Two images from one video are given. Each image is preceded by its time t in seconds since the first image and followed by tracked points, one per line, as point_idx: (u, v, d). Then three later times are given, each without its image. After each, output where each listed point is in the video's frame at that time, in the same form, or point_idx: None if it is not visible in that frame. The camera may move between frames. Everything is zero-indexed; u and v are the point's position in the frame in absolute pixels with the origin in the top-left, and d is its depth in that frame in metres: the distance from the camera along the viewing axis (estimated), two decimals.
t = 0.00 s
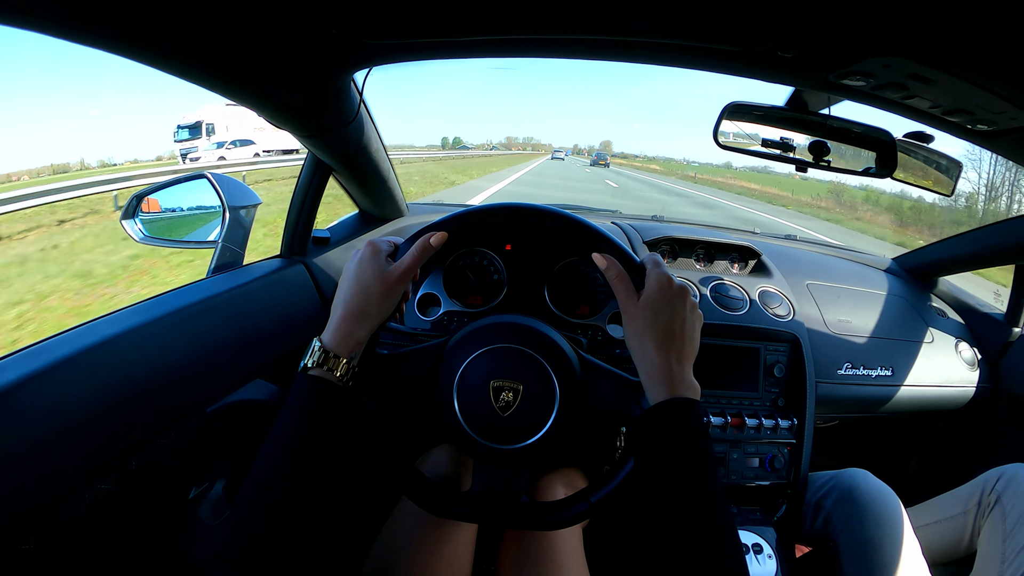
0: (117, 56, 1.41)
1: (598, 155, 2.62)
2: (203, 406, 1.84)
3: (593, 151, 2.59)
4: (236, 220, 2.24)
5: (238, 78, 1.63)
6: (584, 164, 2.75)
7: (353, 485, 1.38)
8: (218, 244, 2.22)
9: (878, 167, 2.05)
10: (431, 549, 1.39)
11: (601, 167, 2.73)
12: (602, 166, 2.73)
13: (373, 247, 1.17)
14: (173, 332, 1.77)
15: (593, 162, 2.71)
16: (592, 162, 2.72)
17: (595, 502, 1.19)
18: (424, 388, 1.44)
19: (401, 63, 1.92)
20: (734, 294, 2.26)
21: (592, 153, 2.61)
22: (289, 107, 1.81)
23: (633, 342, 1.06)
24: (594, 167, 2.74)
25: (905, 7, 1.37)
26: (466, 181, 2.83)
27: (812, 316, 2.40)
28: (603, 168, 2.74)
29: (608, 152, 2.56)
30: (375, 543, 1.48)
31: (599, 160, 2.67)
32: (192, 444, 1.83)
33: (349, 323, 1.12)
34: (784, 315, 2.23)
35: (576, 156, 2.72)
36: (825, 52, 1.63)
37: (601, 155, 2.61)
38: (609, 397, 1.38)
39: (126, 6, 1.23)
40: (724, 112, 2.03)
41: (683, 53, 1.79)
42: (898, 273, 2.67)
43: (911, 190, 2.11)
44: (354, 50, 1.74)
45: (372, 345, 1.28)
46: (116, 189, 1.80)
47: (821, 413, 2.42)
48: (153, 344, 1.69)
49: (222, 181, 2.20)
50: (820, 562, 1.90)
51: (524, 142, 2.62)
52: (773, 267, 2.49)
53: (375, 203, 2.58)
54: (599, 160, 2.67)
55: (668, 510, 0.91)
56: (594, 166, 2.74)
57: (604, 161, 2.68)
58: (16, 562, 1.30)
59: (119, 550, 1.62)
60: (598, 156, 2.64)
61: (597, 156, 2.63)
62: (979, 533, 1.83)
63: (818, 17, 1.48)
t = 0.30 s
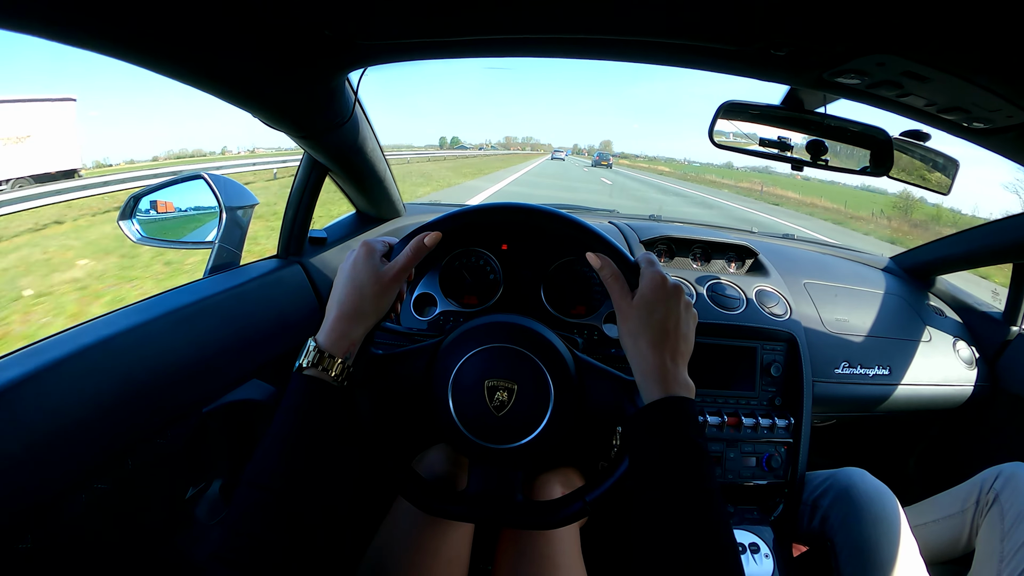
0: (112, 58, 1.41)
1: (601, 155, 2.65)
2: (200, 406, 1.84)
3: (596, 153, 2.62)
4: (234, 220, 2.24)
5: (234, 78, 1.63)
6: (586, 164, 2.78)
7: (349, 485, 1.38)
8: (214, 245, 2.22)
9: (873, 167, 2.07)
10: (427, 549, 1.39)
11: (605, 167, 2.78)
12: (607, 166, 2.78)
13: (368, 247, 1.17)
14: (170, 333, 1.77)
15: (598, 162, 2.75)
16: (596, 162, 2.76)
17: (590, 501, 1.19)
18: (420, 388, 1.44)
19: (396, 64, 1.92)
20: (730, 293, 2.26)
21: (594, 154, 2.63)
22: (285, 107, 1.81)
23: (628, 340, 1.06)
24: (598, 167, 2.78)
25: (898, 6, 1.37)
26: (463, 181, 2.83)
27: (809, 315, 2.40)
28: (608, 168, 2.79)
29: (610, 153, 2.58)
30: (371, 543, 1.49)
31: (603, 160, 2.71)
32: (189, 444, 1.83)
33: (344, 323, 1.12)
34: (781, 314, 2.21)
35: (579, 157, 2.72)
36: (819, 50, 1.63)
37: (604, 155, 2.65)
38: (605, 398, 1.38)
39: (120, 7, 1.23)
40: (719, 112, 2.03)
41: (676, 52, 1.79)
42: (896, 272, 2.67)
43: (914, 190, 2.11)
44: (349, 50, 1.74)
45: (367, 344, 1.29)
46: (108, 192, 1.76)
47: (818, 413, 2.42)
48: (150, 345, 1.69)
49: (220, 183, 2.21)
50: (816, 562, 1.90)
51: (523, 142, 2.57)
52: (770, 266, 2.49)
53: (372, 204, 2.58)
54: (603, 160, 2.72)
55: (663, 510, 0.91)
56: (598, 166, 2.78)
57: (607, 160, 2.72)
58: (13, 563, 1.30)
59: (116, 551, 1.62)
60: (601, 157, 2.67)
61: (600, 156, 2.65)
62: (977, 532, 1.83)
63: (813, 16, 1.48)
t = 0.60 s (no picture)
0: (112, 61, 1.41)
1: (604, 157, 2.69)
2: (200, 407, 1.85)
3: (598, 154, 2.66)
4: (233, 222, 2.25)
5: (233, 81, 1.64)
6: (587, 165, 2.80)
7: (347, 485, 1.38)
8: (213, 245, 2.22)
9: (870, 168, 2.06)
10: (425, 549, 1.39)
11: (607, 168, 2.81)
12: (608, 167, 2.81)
13: (367, 248, 1.17)
14: (170, 334, 1.77)
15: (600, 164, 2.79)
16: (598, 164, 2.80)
17: (587, 502, 1.19)
18: (417, 388, 1.44)
19: (394, 66, 1.93)
20: (729, 294, 2.27)
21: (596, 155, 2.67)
22: (284, 109, 1.82)
23: (625, 343, 1.07)
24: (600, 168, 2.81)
25: (893, 9, 1.38)
26: (461, 181, 2.84)
27: (806, 315, 2.40)
28: (609, 169, 2.83)
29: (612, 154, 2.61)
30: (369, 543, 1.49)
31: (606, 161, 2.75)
32: (189, 445, 1.84)
33: (343, 323, 1.13)
34: (779, 315, 2.22)
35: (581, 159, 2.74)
36: (815, 52, 1.64)
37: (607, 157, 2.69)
38: (602, 399, 1.38)
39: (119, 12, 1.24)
40: (717, 113, 2.04)
41: (673, 55, 1.80)
42: (893, 272, 2.69)
43: (916, 191, 2.11)
44: (347, 53, 1.75)
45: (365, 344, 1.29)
46: (100, 195, 1.74)
47: (816, 413, 2.43)
48: (150, 346, 1.69)
49: (219, 184, 2.21)
50: (814, 562, 1.91)
51: (523, 142, 2.55)
52: (768, 266, 2.49)
53: (371, 205, 2.59)
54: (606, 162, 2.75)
55: (660, 510, 0.92)
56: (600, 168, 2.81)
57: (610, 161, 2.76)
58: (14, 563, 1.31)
59: (116, 551, 1.62)
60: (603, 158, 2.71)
61: (602, 157, 2.69)
62: (975, 532, 1.83)
63: (809, 19, 1.49)
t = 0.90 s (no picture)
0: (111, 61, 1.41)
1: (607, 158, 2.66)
2: (199, 408, 1.84)
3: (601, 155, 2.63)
4: (232, 222, 2.25)
5: (233, 81, 1.63)
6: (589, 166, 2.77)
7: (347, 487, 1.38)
8: (212, 246, 2.21)
9: (873, 168, 2.03)
10: (425, 551, 1.38)
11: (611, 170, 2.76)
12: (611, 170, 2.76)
13: (368, 248, 1.16)
14: (169, 335, 1.76)
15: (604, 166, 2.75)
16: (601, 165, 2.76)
17: (587, 505, 1.19)
18: (418, 389, 1.43)
19: (394, 67, 1.92)
20: (729, 294, 2.27)
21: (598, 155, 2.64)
22: (283, 109, 1.81)
23: (628, 345, 1.06)
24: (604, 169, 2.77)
25: (895, 9, 1.38)
26: (460, 183, 2.82)
27: (807, 316, 2.40)
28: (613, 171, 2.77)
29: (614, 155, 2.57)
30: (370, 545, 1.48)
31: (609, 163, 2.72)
32: (189, 446, 1.83)
33: (343, 323, 1.12)
34: (780, 315, 2.21)
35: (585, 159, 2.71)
36: (817, 52, 1.63)
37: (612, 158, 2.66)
38: (603, 401, 1.37)
39: (118, 11, 1.23)
40: (718, 113, 2.04)
41: (674, 54, 1.79)
42: (893, 273, 2.68)
43: (918, 193, 2.13)
44: (347, 53, 1.75)
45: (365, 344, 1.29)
46: (97, 195, 1.70)
47: (816, 414, 2.42)
48: (149, 348, 1.68)
49: (217, 184, 2.19)
50: (815, 563, 1.91)
51: (523, 142, 2.54)
52: (768, 267, 2.49)
53: (370, 206, 2.58)
54: (610, 163, 2.72)
55: (661, 512, 0.91)
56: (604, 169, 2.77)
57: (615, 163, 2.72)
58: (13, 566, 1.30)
59: (115, 553, 1.62)
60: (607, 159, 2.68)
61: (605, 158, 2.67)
62: (976, 532, 1.83)
63: (812, 18, 1.48)
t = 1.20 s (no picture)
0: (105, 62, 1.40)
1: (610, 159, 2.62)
2: (196, 410, 1.83)
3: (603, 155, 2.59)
4: (230, 223, 2.23)
5: (228, 81, 1.63)
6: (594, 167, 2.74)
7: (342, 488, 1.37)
8: (208, 248, 2.20)
9: (874, 165, 2.04)
10: (421, 552, 1.38)
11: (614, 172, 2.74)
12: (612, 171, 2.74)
13: (367, 245, 1.16)
14: (165, 335, 1.76)
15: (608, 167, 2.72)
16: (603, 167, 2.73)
17: (582, 507, 1.18)
18: (413, 389, 1.42)
19: (390, 67, 1.92)
20: (727, 294, 2.26)
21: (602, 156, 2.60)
22: (280, 109, 1.81)
23: (625, 346, 1.06)
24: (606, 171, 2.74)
25: (892, 6, 1.38)
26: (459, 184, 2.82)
27: (806, 315, 2.39)
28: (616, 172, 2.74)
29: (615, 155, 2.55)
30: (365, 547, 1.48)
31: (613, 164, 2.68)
32: (185, 448, 1.82)
33: (339, 321, 1.11)
34: (778, 314, 2.21)
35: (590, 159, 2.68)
36: (813, 49, 1.63)
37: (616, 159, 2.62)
38: (599, 401, 1.37)
39: (112, 11, 1.23)
40: (714, 112, 2.03)
41: (670, 52, 1.78)
42: (892, 271, 2.68)
43: (919, 195, 2.13)
44: (342, 53, 1.74)
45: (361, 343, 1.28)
46: (84, 197, 1.68)
47: (816, 413, 2.42)
48: (145, 349, 1.67)
49: (214, 185, 2.18)
50: (814, 563, 1.90)
51: (523, 142, 2.53)
52: (767, 266, 2.48)
53: (367, 206, 2.58)
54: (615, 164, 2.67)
55: (656, 511, 0.91)
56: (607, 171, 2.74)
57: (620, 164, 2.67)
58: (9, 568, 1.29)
59: (111, 555, 1.61)
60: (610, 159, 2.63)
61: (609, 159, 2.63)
62: (976, 531, 1.82)
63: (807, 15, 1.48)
